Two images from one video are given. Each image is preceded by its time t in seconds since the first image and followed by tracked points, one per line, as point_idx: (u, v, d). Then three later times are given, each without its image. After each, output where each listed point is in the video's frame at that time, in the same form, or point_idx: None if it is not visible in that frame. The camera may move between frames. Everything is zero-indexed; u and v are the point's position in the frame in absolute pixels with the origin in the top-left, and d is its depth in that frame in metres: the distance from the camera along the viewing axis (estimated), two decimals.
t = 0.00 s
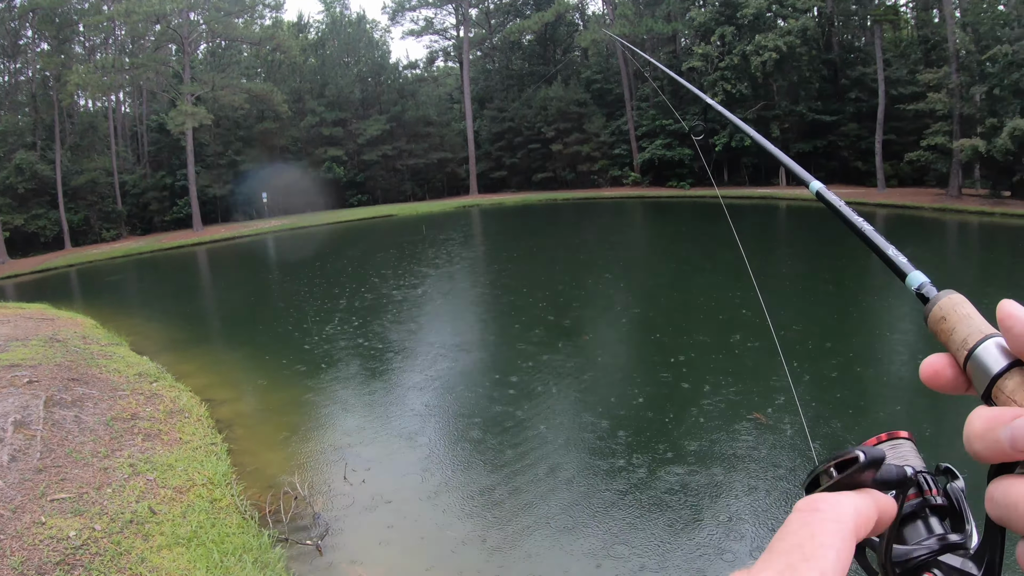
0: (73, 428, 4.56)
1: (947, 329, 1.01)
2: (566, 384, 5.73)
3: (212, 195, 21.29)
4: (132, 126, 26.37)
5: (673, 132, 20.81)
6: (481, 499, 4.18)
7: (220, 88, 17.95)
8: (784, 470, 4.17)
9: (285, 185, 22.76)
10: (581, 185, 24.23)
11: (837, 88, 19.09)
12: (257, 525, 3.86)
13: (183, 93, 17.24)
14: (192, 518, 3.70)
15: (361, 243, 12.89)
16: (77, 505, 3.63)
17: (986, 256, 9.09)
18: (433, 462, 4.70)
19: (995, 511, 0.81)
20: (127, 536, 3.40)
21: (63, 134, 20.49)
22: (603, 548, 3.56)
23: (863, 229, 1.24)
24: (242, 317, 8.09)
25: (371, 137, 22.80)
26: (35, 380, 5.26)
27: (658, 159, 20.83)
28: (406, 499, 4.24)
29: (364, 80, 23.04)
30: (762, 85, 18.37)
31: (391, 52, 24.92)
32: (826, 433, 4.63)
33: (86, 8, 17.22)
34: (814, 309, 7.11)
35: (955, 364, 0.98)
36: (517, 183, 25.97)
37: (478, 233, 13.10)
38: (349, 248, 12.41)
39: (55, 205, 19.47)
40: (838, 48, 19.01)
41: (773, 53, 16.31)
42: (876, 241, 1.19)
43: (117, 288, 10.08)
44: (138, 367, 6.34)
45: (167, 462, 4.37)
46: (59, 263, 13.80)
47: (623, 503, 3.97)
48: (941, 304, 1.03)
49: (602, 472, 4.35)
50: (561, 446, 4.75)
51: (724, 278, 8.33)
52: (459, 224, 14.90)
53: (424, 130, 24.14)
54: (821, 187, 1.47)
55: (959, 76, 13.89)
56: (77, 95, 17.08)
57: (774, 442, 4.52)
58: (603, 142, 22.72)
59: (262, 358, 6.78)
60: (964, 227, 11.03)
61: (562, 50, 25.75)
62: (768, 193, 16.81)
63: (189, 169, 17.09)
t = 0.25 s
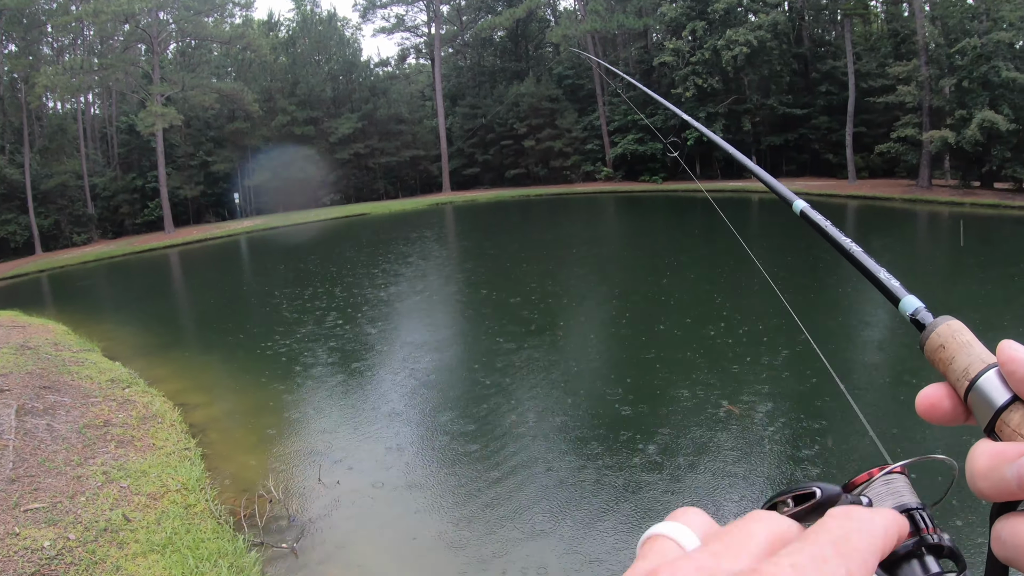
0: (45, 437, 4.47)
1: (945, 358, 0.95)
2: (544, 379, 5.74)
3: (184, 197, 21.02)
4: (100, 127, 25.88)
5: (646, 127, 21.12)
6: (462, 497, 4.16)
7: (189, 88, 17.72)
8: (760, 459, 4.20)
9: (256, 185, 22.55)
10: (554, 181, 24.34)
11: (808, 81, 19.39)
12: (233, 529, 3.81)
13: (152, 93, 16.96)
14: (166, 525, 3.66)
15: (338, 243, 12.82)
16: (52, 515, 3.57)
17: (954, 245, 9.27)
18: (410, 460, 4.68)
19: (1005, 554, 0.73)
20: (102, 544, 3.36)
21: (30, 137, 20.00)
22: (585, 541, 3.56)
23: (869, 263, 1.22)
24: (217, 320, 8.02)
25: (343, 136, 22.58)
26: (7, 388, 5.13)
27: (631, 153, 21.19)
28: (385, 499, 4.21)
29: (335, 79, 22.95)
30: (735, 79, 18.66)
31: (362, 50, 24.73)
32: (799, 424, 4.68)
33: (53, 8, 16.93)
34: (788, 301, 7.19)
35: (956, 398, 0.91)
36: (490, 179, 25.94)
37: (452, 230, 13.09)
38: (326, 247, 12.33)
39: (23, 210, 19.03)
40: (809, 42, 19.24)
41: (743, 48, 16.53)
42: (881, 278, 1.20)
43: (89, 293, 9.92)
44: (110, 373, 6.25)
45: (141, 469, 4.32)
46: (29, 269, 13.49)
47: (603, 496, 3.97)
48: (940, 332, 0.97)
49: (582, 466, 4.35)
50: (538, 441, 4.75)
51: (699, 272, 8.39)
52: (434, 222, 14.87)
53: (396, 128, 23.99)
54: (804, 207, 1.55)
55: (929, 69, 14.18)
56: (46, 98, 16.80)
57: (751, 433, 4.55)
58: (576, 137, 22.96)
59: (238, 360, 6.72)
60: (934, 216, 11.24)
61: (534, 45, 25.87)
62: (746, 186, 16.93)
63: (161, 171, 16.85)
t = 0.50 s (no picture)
0: (26, 445, 4.42)
1: (926, 356, 0.98)
2: (530, 384, 5.75)
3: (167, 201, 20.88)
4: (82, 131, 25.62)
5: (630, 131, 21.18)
6: (447, 502, 4.15)
7: (173, 91, 17.62)
8: (744, 463, 4.23)
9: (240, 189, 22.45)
10: (537, 185, 24.41)
11: (791, 86, 19.57)
12: (215, 537, 3.78)
13: (136, 96, 16.85)
14: (149, 533, 3.63)
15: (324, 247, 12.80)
16: (33, 525, 3.53)
17: (935, 246, 9.42)
18: (395, 466, 4.68)
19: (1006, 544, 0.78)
20: (84, 554, 3.33)
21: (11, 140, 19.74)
22: (571, 546, 3.56)
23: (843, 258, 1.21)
24: (201, 325, 7.98)
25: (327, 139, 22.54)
26: None
27: (614, 157, 21.25)
28: (370, 505, 4.19)
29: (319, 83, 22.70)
30: (718, 83, 18.87)
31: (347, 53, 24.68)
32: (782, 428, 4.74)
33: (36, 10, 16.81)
34: (772, 303, 7.26)
35: (942, 393, 0.96)
36: (474, 183, 25.97)
37: (436, 234, 13.10)
38: (312, 251, 12.31)
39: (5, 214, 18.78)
40: (792, 46, 19.39)
41: (727, 52, 16.71)
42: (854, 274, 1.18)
43: (71, 299, 9.84)
44: (92, 380, 6.20)
45: (123, 477, 4.28)
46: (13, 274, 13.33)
47: (589, 501, 3.98)
48: (920, 328, 1.01)
49: (568, 470, 4.36)
50: (523, 445, 4.78)
51: (684, 275, 8.45)
52: (419, 226, 14.88)
53: (380, 132, 23.96)
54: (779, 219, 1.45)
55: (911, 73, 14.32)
56: (28, 100, 16.64)
57: (734, 436, 4.59)
58: (559, 141, 23.02)
59: (222, 366, 6.69)
60: (917, 218, 11.39)
61: (518, 50, 26.03)
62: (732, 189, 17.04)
63: (144, 175, 16.70)
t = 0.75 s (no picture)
0: (15, 447, 4.39)
1: (904, 377, 1.07)
2: (522, 386, 5.77)
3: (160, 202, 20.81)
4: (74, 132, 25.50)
5: (622, 133, 21.21)
6: (439, 504, 4.15)
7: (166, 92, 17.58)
8: (736, 466, 4.25)
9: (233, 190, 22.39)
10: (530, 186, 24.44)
11: (782, 88, 19.67)
12: (206, 539, 3.77)
13: (129, 97, 16.81)
14: (139, 535, 3.62)
15: (318, 248, 12.80)
16: (22, 526, 3.51)
17: (925, 248, 9.50)
18: (387, 467, 4.69)
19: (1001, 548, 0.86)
20: (74, 556, 3.32)
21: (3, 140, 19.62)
22: (563, 548, 3.57)
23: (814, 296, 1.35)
24: (194, 327, 7.97)
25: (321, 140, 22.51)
26: None
27: (607, 159, 21.24)
28: (362, 508, 4.18)
29: (312, 84, 22.67)
30: (710, 86, 18.94)
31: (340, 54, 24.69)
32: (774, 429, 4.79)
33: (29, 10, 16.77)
34: (763, 305, 7.31)
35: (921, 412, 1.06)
36: (467, 185, 26.02)
37: (430, 236, 13.12)
38: (305, 253, 12.32)
39: None
40: (784, 49, 19.49)
41: (719, 55, 16.83)
42: (830, 311, 1.32)
43: (63, 300, 9.82)
44: (83, 382, 6.18)
45: (113, 479, 4.27)
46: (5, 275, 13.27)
47: (581, 503, 3.99)
48: (893, 353, 1.11)
49: (561, 472, 4.37)
50: (516, 446, 4.79)
51: (676, 278, 8.49)
52: (413, 227, 14.89)
53: (372, 133, 23.99)
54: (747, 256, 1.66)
55: (903, 75, 14.34)
56: (20, 100, 16.57)
57: (727, 439, 4.61)
58: (551, 143, 23.05)
59: (215, 368, 6.68)
60: (908, 220, 11.48)
61: (511, 51, 26.10)
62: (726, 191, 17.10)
63: (136, 176, 16.65)
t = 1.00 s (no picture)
0: (9, 447, 4.38)
1: (810, 432, 1.24)
2: (519, 386, 5.77)
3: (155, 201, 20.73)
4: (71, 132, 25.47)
5: (619, 134, 21.22)
6: (436, 505, 4.15)
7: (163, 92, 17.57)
8: (732, 467, 4.26)
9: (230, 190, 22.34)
10: (527, 187, 24.45)
11: (780, 89, 19.71)
12: (202, 540, 3.77)
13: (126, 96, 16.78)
14: (135, 535, 3.61)
15: (314, 249, 12.79)
16: (17, 526, 3.50)
17: (922, 249, 9.53)
18: (382, 468, 4.69)
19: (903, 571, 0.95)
20: (70, 556, 3.31)
21: None
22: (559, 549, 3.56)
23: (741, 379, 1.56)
24: (190, 326, 7.96)
25: (317, 141, 22.48)
26: None
27: (604, 159, 21.24)
28: (357, 509, 4.18)
29: (310, 85, 22.50)
30: (706, 87, 19.04)
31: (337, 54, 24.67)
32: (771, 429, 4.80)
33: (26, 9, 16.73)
34: (759, 306, 7.34)
35: (825, 462, 1.19)
36: (464, 185, 26.06)
37: (427, 237, 13.13)
38: (303, 253, 12.33)
39: None
40: (781, 50, 19.53)
41: (716, 56, 16.87)
42: (751, 389, 1.52)
43: (61, 300, 9.83)
44: (78, 381, 6.16)
45: (109, 479, 4.26)
46: None
47: (577, 504, 3.99)
48: (799, 412, 1.28)
49: (557, 474, 4.37)
50: (513, 447, 4.79)
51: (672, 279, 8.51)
52: (410, 228, 14.89)
53: (369, 133, 24.01)
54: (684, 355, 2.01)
55: (900, 77, 14.36)
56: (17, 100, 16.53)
57: (723, 440, 4.62)
58: (548, 144, 23.10)
59: (210, 368, 6.68)
60: (904, 221, 11.52)
61: (508, 52, 26.15)
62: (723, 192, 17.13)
63: (133, 175, 16.62)
